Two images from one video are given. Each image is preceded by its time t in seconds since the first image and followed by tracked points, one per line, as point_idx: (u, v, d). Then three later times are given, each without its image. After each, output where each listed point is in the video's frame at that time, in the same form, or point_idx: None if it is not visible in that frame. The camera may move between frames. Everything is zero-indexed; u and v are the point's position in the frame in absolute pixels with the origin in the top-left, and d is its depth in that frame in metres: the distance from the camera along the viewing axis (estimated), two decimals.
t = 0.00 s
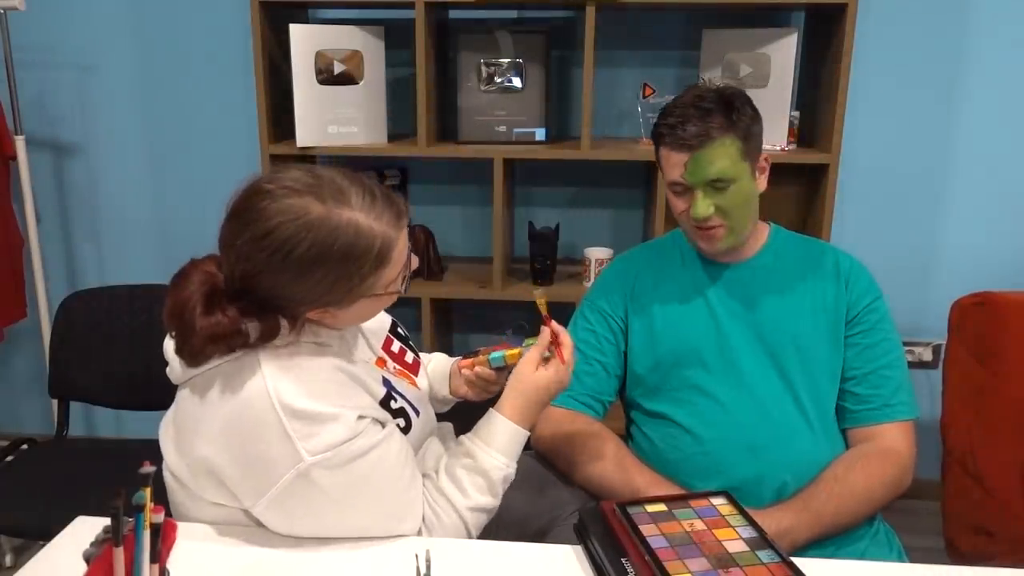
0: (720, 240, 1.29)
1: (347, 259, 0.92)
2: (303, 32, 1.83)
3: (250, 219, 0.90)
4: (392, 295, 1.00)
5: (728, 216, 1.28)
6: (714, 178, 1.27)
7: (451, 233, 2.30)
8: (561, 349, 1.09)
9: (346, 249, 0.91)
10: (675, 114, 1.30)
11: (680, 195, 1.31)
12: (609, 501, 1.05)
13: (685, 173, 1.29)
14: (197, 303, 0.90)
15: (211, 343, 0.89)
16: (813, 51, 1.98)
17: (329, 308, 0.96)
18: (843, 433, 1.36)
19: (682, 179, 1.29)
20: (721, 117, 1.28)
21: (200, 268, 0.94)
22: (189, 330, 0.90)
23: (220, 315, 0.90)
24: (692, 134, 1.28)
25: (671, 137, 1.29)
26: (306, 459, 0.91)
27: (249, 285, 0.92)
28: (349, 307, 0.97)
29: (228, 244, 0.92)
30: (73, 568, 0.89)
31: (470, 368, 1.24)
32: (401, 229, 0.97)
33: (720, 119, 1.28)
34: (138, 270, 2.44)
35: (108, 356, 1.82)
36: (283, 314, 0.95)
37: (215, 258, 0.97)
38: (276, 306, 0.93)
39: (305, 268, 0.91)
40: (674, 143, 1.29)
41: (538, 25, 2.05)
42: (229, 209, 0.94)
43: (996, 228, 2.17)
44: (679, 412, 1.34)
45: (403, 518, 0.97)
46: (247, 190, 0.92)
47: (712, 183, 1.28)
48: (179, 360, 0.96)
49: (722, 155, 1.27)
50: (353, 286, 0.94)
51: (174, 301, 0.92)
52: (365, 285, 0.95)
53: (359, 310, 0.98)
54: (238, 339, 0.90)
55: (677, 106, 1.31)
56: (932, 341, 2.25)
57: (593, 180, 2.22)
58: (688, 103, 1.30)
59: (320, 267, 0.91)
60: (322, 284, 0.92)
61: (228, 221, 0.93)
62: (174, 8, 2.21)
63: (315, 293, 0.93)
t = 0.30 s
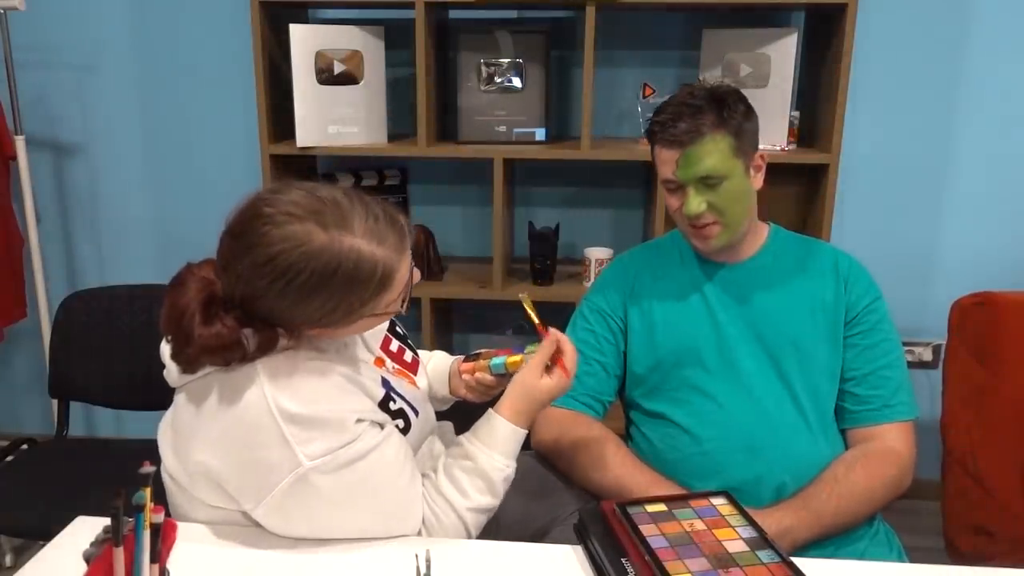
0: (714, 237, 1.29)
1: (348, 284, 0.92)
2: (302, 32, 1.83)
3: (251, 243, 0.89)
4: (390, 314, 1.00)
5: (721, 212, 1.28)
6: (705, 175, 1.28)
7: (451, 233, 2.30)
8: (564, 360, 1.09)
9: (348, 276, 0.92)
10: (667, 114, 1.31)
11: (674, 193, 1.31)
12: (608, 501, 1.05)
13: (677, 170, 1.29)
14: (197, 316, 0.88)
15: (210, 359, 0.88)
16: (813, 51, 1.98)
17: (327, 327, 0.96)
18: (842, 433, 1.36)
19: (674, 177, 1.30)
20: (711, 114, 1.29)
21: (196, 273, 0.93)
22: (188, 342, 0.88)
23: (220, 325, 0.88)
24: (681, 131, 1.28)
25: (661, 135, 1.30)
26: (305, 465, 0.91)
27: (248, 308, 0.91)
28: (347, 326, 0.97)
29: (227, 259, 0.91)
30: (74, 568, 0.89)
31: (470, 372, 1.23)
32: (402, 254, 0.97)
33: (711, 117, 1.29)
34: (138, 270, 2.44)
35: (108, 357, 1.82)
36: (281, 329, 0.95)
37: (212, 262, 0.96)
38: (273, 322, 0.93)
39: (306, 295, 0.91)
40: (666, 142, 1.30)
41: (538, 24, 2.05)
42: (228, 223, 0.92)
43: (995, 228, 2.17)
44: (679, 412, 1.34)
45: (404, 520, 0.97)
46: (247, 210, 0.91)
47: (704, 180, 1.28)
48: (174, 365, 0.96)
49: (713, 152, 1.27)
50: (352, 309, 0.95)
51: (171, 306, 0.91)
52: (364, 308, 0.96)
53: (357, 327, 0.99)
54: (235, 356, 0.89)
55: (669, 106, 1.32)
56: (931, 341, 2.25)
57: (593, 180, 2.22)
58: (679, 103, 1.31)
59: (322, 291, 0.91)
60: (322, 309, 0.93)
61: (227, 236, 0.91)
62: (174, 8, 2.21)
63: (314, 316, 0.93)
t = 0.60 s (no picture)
0: (715, 238, 1.29)
1: (347, 302, 0.92)
2: (302, 32, 1.83)
3: (252, 255, 0.89)
4: (391, 327, 1.00)
5: (722, 214, 1.28)
6: (706, 176, 1.28)
7: (451, 233, 2.30)
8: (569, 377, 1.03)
9: (348, 294, 0.91)
10: (669, 115, 1.31)
11: (674, 194, 1.32)
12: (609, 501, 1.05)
13: (678, 172, 1.29)
14: (195, 318, 0.90)
15: (207, 360, 0.90)
16: (813, 51, 1.98)
17: (326, 338, 0.96)
18: (842, 433, 1.36)
19: (674, 178, 1.30)
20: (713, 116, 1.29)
21: (196, 274, 0.94)
22: (187, 343, 0.90)
23: (217, 329, 0.89)
24: (683, 133, 1.28)
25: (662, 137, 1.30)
26: (305, 466, 0.92)
27: (246, 316, 0.92)
28: (346, 338, 0.97)
29: (228, 265, 0.91)
30: (74, 568, 0.89)
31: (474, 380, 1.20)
32: (405, 271, 0.97)
33: (712, 119, 1.29)
34: (138, 270, 2.44)
35: (107, 357, 1.82)
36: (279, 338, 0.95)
37: (213, 262, 0.97)
38: (271, 330, 0.93)
39: (305, 309, 0.91)
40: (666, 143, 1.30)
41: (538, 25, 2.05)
42: (230, 230, 0.92)
43: (996, 228, 2.17)
44: (679, 412, 1.34)
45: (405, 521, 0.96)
46: (250, 219, 0.91)
47: (703, 182, 1.28)
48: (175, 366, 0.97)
49: (714, 154, 1.28)
50: (351, 324, 0.95)
51: (172, 306, 0.93)
52: (363, 323, 0.95)
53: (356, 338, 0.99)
54: (233, 358, 0.90)
55: (670, 108, 1.32)
56: (932, 341, 2.25)
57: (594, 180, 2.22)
58: (681, 104, 1.31)
59: (321, 307, 0.91)
60: (321, 324, 0.93)
61: (228, 242, 0.92)
62: (174, 8, 2.21)
63: (312, 328, 0.93)
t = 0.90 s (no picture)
0: (722, 234, 1.29)
1: (354, 305, 0.92)
2: (302, 32, 1.83)
3: (261, 255, 0.88)
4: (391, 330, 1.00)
5: (730, 210, 1.28)
6: (716, 171, 1.28)
7: (451, 233, 2.30)
8: (547, 369, 1.01)
9: (356, 297, 0.92)
10: (679, 109, 1.31)
11: (683, 189, 1.31)
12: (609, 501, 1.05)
13: (688, 166, 1.29)
14: (196, 318, 0.88)
15: (208, 361, 0.89)
16: (813, 51, 1.98)
17: (326, 339, 0.96)
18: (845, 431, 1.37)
19: (684, 172, 1.29)
20: (724, 112, 1.29)
21: (195, 273, 0.93)
22: (188, 342, 0.89)
23: (218, 330, 0.88)
24: (693, 128, 1.28)
25: (673, 131, 1.30)
26: (307, 467, 0.92)
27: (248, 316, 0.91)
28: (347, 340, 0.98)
29: (233, 263, 0.90)
30: (74, 568, 0.89)
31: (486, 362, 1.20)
32: (409, 277, 0.97)
33: (723, 115, 1.28)
34: (138, 270, 2.44)
35: (108, 357, 1.82)
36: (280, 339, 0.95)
37: (211, 262, 0.96)
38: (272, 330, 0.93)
39: (311, 311, 0.91)
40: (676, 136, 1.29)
41: (538, 25, 2.05)
42: (236, 227, 0.91)
43: (996, 228, 2.17)
44: (681, 411, 1.34)
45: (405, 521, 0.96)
46: (259, 217, 0.90)
47: (713, 177, 1.28)
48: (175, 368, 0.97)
49: (725, 149, 1.27)
50: (353, 327, 0.95)
51: (169, 305, 0.92)
52: (366, 326, 0.95)
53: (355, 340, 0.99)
54: (232, 359, 0.89)
55: (680, 102, 1.31)
56: (932, 341, 2.25)
57: (594, 180, 2.22)
58: (691, 98, 1.31)
59: (327, 309, 0.91)
60: (325, 325, 0.93)
61: (236, 239, 0.90)
62: (174, 8, 2.20)
63: (314, 329, 0.93)
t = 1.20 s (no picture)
0: (735, 233, 1.29)
1: (317, 289, 0.91)
2: (302, 32, 1.83)
3: (219, 244, 0.87)
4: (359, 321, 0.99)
5: (742, 209, 1.29)
6: (729, 170, 1.28)
7: (451, 233, 2.30)
8: (514, 377, 0.99)
9: (318, 280, 0.91)
10: (690, 108, 1.30)
11: (695, 188, 1.31)
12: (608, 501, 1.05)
13: (701, 165, 1.29)
14: (166, 328, 0.87)
15: (181, 368, 0.86)
16: (813, 51, 1.98)
17: (294, 334, 0.94)
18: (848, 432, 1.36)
19: (698, 172, 1.29)
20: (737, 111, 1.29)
21: (161, 286, 0.91)
22: (160, 353, 0.87)
23: (188, 338, 0.86)
24: (708, 127, 1.28)
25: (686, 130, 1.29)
26: (293, 475, 0.92)
27: (213, 314, 0.89)
28: (317, 332, 0.96)
29: (195, 265, 0.89)
30: (74, 568, 0.89)
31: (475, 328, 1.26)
32: (372, 259, 0.96)
33: (735, 115, 1.29)
34: (137, 270, 2.44)
35: (108, 357, 1.82)
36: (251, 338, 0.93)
37: (179, 273, 0.95)
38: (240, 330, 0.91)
39: (273, 299, 0.89)
40: (689, 136, 1.29)
41: (538, 25, 2.05)
42: (194, 224, 0.91)
43: (996, 228, 2.17)
44: (682, 412, 1.34)
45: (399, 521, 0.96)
46: (215, 209, 0.89)
47: (728, 176, 1.28)
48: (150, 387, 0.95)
49: (739, 148, 1.28)
50: (320, 315, 0.93)
51: (139, 320, 0.90)
52: (332, 314, 0.94)
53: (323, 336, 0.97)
54: (206, 368, 0.87)
55: (691, 100, 1.31)
56: (932, 341, 2.25)
57: (594, 181, 2.22)
58: (702, 98, 1.31)
59: (291, 296, 0.90)
60: (289, 315, 0.91)
61: (194, 237, 0.90)
62: (173, 8, 2.21)
63: (281, 320, 0.91)
